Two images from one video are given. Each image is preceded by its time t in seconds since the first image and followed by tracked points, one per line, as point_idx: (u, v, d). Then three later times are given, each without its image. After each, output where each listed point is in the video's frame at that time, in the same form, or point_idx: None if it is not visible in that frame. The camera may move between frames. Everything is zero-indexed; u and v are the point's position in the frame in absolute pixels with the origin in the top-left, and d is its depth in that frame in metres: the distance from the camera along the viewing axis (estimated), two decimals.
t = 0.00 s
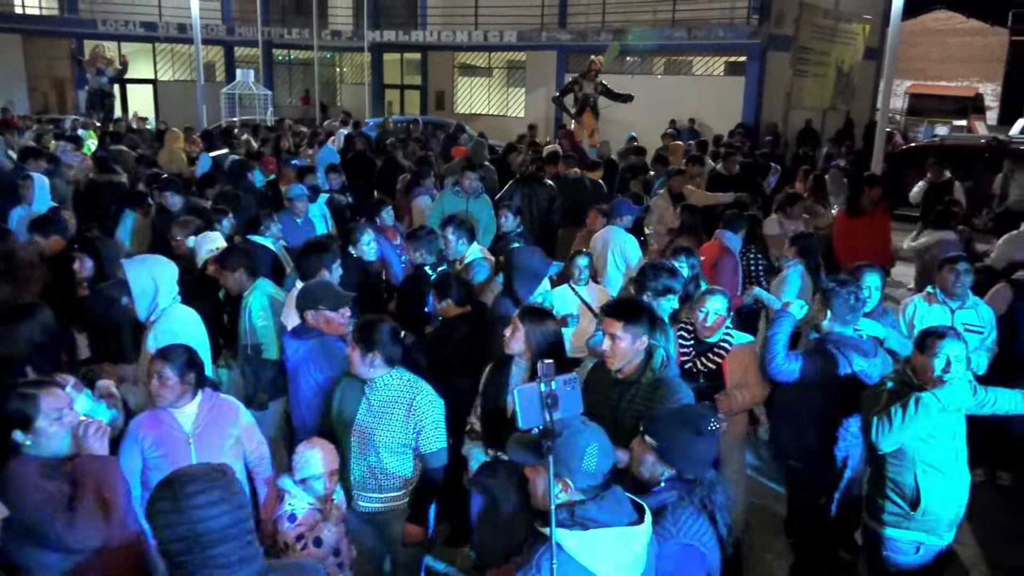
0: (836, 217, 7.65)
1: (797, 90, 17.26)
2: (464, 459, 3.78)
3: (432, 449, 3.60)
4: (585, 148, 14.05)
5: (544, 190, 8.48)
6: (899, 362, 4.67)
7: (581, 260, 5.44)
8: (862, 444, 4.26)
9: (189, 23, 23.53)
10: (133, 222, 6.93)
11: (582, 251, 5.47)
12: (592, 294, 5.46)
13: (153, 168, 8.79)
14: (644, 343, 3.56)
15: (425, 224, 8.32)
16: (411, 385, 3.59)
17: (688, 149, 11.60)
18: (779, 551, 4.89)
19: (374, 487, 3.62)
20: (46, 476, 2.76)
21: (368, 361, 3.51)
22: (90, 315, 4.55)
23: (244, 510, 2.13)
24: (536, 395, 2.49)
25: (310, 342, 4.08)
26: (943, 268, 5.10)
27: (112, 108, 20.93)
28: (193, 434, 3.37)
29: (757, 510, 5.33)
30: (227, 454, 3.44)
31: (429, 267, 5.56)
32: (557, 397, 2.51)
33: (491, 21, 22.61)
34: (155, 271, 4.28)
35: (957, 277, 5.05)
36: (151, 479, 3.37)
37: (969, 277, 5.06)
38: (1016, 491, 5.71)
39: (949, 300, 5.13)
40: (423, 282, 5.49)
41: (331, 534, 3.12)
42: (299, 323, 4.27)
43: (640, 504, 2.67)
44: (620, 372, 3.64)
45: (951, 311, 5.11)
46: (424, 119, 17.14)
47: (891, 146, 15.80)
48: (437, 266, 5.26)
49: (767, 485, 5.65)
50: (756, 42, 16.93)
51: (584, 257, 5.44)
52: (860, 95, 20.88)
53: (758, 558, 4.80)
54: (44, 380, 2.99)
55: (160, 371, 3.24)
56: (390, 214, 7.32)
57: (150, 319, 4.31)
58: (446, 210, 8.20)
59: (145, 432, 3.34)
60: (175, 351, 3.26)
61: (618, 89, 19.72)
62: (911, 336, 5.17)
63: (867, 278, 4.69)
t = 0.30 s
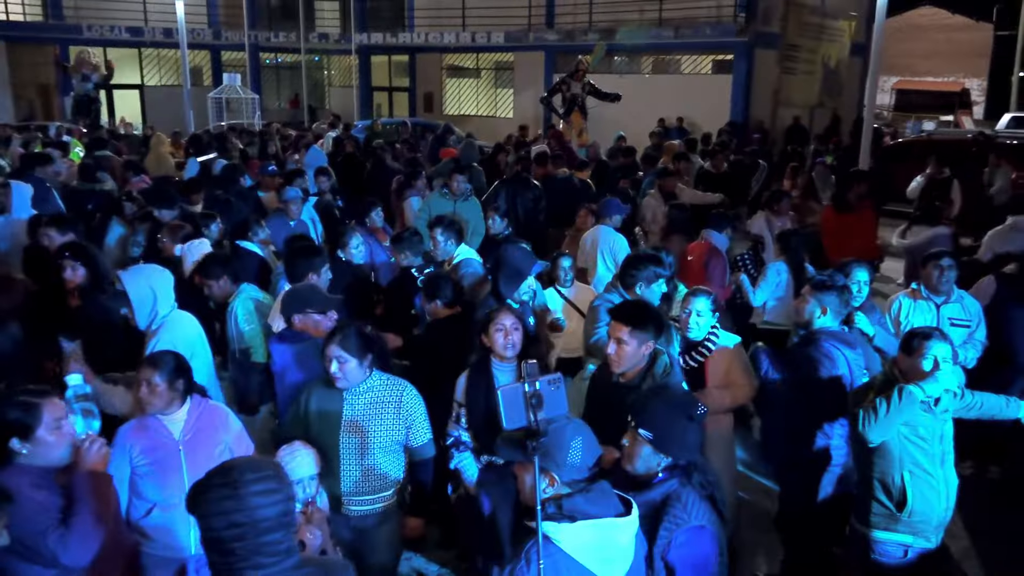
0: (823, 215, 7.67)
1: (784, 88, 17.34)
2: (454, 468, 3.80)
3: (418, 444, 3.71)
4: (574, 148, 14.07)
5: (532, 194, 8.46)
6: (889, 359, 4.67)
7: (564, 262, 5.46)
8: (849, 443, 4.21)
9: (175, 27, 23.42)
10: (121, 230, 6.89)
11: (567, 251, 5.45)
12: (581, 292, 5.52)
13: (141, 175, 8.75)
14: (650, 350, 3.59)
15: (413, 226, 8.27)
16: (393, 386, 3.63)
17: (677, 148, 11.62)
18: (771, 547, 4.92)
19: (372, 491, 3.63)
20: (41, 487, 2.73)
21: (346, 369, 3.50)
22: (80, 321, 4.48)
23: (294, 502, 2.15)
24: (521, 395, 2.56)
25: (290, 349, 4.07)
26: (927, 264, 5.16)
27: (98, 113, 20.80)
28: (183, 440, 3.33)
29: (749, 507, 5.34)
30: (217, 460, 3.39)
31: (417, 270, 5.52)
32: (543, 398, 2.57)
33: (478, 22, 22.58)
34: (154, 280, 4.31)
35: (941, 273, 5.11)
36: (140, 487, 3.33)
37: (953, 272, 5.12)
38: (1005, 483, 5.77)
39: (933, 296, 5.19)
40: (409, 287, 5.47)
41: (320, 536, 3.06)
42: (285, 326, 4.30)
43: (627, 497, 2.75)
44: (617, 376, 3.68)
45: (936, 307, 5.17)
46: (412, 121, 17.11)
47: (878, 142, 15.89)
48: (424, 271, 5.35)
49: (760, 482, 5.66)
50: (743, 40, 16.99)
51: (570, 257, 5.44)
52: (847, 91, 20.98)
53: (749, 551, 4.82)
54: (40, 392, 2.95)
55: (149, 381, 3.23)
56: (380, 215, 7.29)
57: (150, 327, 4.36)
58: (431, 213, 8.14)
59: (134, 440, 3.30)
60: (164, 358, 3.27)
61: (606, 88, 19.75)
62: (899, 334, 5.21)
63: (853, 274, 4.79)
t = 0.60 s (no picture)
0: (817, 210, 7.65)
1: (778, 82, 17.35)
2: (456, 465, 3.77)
3: (415, 432, 3.78)
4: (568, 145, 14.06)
5: (522, 192, 8.66)
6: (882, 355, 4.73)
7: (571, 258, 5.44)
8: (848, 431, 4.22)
9: (166, 29, 23.35)
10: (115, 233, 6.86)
11: (572, 250, 5.44)
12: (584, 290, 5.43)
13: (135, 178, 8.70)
14: (654, 352, 3.63)
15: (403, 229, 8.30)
16: (387, 379, 3.69)
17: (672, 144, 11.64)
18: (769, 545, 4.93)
19: (379, 480, 3.66)
20: (45, 492, 2.70)
21: (348, 372, 3.49)
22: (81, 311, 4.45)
23: (303, 503, 2.15)
24: (510, 392, 2.67)
25: (280, 348, 4.10)
26: (916, 259, 5.17)
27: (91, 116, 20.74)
28: (185, 441, 3.32)
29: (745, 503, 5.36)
30: (217, 463, 3.37)
31: (406, 270, 5.53)
32: (531, 395, 2.67)
33: (471, 20, 22.55)
34: (147, 277, 4.55)
35: (931, 268, 5.11)
36: (139, 489, 3.30)
37: (942, 265, 5.12)
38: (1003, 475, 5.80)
39: (925, 289, 5.20)
40: (400, 288, 5.49)
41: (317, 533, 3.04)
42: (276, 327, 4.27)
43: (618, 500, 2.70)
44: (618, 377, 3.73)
45: (929, 300, 5.18)
46: (406, 120, 17.10)
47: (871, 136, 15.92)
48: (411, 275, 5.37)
49: (757, 478, 5.67)
50: (735, 36, 17.02)
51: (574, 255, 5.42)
52: (840, 85, 21.01)
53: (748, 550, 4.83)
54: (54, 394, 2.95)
55: (152, 382, 3.20)
56: (374, 214, 7.36)
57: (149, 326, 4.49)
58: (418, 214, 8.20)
59: (135, 442, 3.27)
60: (166, 360, 3.24)
61: (599, 85, 19.78)
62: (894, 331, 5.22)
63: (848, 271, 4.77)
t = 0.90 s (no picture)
0: (807, 206, 7.66)
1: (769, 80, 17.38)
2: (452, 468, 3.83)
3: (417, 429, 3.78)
4: (560, 144, 14.07)
5: (512, 191, 8.62)
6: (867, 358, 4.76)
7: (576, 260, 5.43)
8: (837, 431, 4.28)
9: (156, 31, 23.23)
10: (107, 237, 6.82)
11: (576, 251, 5.44)
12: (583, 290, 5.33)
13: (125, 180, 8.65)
14: (642, 347, 3.60)
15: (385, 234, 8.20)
16: (384, 377, 3.68)
17: (664, 143, 11.63)
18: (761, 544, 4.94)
19: (379, 479, 3.65)
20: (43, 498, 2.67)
21: (351, 364, 3.49)
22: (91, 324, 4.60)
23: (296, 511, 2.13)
24: (497, 393, 2.59)
25: (276, 349, 4.04)
26: (895, 255, 5.19)
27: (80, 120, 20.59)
28: (185, 446, 3.30)
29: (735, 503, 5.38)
30: (218, 467, 3.35)
31: (396, 275, 5.54)
32: (519, 396, 2.62)
33: (461, 20, 22.52)
34: (146, 279, 4.36)
35: (911, 263, 5.14)
36: (141, 495, 3.28)
37: (921, 261, 5.16)
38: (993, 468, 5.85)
39: (904, 285, 5.22)
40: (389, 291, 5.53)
41: (316, 536, 3.03)
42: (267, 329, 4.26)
43: (595, 507, 2.74)
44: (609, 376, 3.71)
45: (907, 297, 5.20)
46: (397, 121, 17.06)
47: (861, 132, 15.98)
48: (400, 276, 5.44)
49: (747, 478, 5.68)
50: (725, 34, 17.07)
51: (578, 256, 5.43)
52: (830, 82, 21.10)
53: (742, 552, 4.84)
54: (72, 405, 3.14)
55: (152, 387, 3.18)
56: (363, 217, 7.34)
57: (145, 328, 4.35)
58: (400, 217, 8.11)
59: (137, 447, 3.26)
60: (165, 365, 3.21)
61: (590, 84, 19.81)
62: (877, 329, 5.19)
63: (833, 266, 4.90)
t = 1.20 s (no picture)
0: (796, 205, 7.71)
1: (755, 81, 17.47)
2: (435, 466, 3.95)
3: (406, 434, 3.74)
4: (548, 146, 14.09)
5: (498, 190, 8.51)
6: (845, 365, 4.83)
7: (562, 260, 5.41)
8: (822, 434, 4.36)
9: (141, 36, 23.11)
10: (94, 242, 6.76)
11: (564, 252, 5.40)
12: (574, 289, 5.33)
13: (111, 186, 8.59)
14: (624, 346, 3.65)
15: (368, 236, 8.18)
16: (375, 382, 3.65)
17: (652, 144, 11.66)
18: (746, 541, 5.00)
19: (368, 483, 3.63)
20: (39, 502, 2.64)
21: (343, 364, 3.51)
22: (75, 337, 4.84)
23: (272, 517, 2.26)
24: (481, 395, 2.76)
25: (260, 354, 4.03)
26: (872, 254, 5.21)
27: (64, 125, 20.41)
28: (180, 449, 3.27)
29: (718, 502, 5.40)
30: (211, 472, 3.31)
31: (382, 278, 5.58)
32: (502, 398, 2.76)
33: (449, 23, 22.51)
34: (127, 287, 4.53)
35: (888, 262, 5.17)
36: (134, 497, 3.26)
37: (898, 260, 5.19)
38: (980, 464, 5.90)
39: (882, 285, 5.25)
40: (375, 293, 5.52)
41: (297, 539, 3.00)
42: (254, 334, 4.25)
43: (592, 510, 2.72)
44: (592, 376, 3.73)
45: (886, 296, 5.23)
46: (386, 125, 17.02)
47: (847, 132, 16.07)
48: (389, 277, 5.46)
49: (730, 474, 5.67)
50: (712, 35, 17.15)
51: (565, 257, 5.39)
52: (816, 83, 21.23)
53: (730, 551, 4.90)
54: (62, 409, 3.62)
55: (148, 390, 3.15)
56: (348, 221, 7.30)
57: (125, 335, 4.44)
58: (385, 221, 8.12)
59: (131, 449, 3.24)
60: (163, 368, 3.19)
61: (577, 86, 19.84)
62: (858, 328, 5.22)
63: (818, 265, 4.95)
